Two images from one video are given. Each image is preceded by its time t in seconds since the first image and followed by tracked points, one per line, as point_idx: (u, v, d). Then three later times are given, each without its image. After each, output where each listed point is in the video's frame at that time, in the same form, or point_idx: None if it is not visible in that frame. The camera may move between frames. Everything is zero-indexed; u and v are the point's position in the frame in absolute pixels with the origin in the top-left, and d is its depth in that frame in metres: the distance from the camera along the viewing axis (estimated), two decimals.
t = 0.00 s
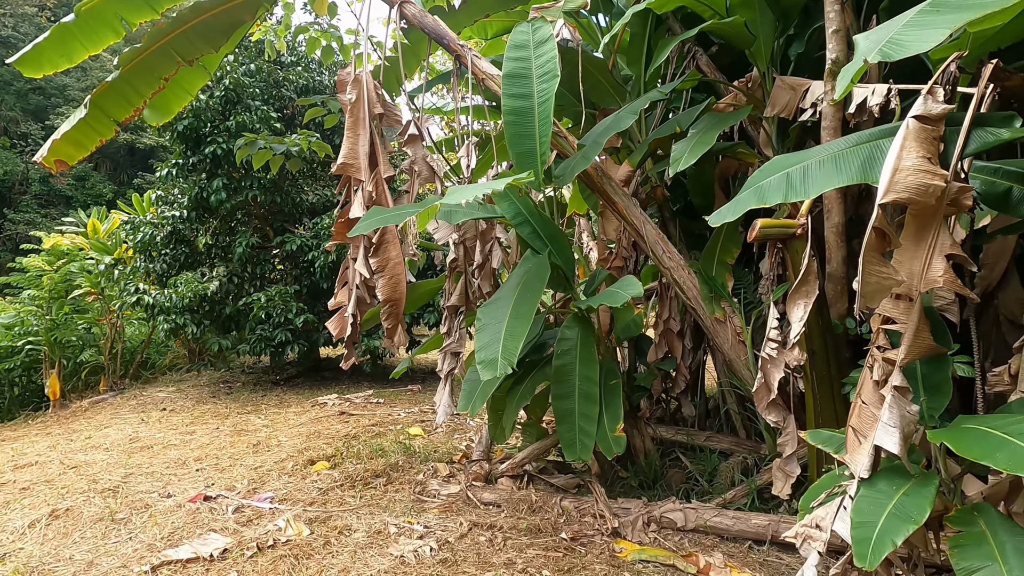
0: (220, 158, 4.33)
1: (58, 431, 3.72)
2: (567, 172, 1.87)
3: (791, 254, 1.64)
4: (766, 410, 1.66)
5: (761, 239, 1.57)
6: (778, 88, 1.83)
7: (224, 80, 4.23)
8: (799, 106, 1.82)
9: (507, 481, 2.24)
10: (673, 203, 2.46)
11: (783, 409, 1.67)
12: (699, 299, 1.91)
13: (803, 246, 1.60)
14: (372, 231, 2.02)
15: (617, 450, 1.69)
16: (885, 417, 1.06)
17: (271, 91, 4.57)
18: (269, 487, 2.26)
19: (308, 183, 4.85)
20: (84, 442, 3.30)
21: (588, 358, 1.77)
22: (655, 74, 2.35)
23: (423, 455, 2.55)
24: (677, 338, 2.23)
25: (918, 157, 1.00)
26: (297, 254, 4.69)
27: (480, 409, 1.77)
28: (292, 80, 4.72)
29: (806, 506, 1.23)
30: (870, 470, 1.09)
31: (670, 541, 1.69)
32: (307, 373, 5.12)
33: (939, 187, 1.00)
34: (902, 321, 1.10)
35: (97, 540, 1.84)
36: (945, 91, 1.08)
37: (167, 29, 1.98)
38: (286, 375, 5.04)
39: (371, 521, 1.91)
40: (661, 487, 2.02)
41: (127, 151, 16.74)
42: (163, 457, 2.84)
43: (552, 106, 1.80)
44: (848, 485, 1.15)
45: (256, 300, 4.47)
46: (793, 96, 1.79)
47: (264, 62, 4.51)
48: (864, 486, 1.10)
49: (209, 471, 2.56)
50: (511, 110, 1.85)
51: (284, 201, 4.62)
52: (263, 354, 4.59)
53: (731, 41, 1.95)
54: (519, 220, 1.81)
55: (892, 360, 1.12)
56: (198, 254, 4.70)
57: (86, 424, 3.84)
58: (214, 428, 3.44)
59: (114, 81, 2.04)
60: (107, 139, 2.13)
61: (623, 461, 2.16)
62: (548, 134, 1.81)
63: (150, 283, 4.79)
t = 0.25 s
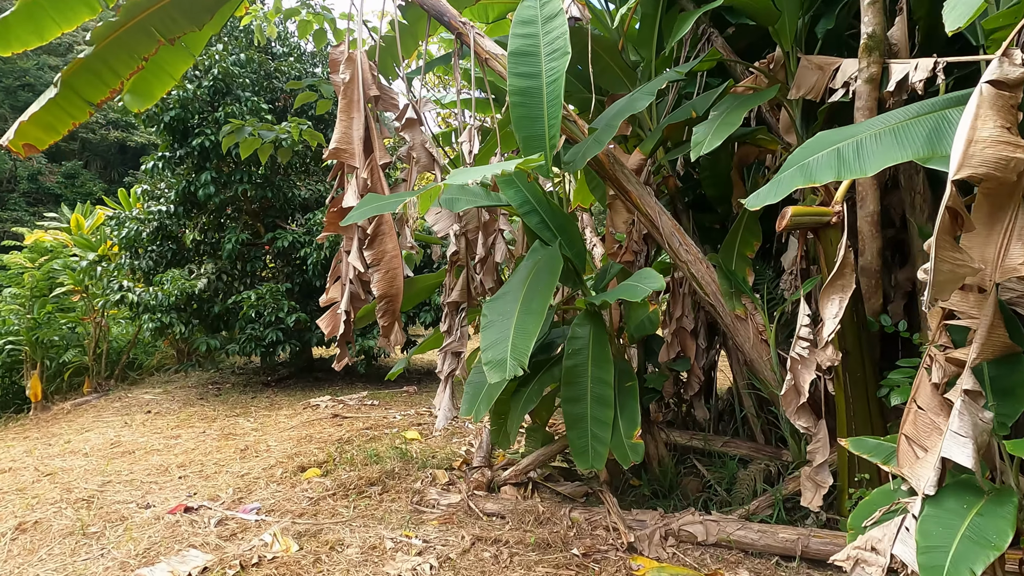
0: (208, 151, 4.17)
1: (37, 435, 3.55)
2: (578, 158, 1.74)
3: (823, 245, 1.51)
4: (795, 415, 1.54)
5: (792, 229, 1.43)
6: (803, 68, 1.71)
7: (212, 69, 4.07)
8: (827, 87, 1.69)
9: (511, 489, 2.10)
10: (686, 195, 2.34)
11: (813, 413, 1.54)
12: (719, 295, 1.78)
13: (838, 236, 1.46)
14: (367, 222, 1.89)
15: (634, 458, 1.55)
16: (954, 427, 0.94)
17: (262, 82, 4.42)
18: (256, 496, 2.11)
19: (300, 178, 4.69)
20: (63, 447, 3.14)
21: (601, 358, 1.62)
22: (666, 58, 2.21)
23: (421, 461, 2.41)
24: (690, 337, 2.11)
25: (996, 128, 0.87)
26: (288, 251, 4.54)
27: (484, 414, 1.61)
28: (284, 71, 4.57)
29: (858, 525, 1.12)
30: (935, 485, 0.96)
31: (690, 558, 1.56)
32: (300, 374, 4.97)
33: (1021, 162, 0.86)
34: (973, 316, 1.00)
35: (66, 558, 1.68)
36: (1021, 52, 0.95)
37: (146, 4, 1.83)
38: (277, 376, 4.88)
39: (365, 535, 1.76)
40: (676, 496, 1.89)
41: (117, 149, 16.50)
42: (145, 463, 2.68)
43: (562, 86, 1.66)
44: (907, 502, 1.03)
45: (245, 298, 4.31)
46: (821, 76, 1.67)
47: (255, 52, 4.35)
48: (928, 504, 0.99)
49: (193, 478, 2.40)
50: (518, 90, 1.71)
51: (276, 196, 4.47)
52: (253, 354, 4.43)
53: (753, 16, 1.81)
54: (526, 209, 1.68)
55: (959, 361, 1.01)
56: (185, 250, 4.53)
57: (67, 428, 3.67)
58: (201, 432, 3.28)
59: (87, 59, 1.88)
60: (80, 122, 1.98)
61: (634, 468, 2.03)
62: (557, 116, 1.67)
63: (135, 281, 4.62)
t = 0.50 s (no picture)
0: (206, 147, 4.07)
1: (30, 440, 3.45)
2: (597, 151, 1.62)
3: (862, 245, 1.40)
4: (831, 426, 1.45)
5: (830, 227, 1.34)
6: (836, 57, 1.61)
7: (211, 64, 3.96)
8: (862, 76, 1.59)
9: (522, 500, 2.00)
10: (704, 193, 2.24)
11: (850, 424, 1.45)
12: (745, 298, 1.69)
13: (880, 236, 1.37)
14: (373, 220, 1.79)
15: (659, 473, 1.45)
16: None
17: (262, 78, 4.32)
18: (255, 508, 2.01)
19: (301, 176, 4.59)
20: (56, 453, 3.04)
21: (623, 365, 1.52)
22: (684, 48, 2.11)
23: (427, 469, 2.31)
24: (710, 341, 2.02)
25: None
26: (288, 250, 4.44)
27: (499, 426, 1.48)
28: (285, 66, 4.47)
29: (919, 556, 1.12)
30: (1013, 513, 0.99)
31: None
32: (300, 376, 4.87)
33: None
34: None
35: None
36: None
37: None
38: (277, 378, 4.78)
39: (370, 552, 1.66)
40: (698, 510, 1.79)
41: (116, 148, 16.41)
42: (140, 471, 2.58)
43: (580, 75, 1.55)
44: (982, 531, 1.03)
45: (245, 299, 4.21)
46: (856, 65, 1.57)
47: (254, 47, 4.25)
48: (1006, 533, 0.99)
49: (189, 487, 2.30)
50: (533, 80, 1.61)
51: (276, 195, 4.37)
52: (252, 356, 4.33)
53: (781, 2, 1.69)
54: (541, 206, 1.57)
55: None
56: (183, 250, 4.43)
57: (61, 432, 3.57)
58: (198, 437, 3.18)
59: (76, 47, 1.78)
60: (70, 114, 1.87)
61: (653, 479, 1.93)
62: (575, 107, 1.57)
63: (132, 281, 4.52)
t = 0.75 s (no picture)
0: (215, 142, 3.98)
1: (37, 441, 3.38)
2: (635, 137, 1.50)
3: (931, 236, 1.29)
4: (898, 434, 1.33)
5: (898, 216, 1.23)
6: (892, 35, 1.49)
7: (219, 57, 3.87)
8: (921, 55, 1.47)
9: (550, 508, 1.90)
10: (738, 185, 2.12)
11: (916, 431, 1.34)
12: (794, 294, 1.57)
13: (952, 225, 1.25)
14: (394, 213, 1.69)
15: (709, 484, 1.33)
16: None
17: (271, 72, 4.23)
18: (269, 515, 1.91)
19: (310, 172, 4.51)
20: (63, 455, 2.96)
21: (666, 368, 1.41)
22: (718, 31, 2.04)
23: (447, 474, 2.21)
24: (748, 341, 1.91)
25: None
26: (298, 247, 4.35)
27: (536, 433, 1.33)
28: (294, 60, 4.38)
29: None
30: None
31: None
32: (310, 376, 4.78)
33: None
34: None
35: None
36: None
37: None
38: (286, 378, 4.70)
39: (393, 564, 1.56)
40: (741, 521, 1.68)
41: (124, 147, 16.42)
42: (149, 475, 2.50)
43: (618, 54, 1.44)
44: None
45: (254, 297, 4.13)
46: (915, 43, 1.45)
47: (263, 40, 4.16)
48: None
49: (200, 492, 2.22)
50: (567, 62, 1.51)
51: (285, 191, 4.28)
52: (262, 356, 4.24)
53: None
54: (577, 196, 1.47)
55: None
56: (192, 247, 4.35)
57: (68, 433, 3.50)
58: (208, 439, 3.10)
59: (81, 30, 1.68)
60: (73, 103, 1.77)
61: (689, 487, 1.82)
62: (612, 89, 1.46)
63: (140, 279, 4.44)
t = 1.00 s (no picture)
0: (239, 137, 3.94)
1: (63, 438, 3.37)
2: (695, 120, 1.39)
3: None
4: (994, 439, 1.26)
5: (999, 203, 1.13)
6: (976, 6, 1.35)
7: (243, 51, 3.83)
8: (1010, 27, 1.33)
9: (595, 514, 1.81)
10: (791, 174, 2.01)
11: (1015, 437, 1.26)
12: (866, 289, 1.46)
13: None
14: (433, 203, 1.60)
15: (786, 492, 1.24)
16: None
17: (294, 66, 4.19)
18: (303, 518, 1.85)
19: (333, 168, 4.46)
20: (90, 453, 2.93)
21: (732, 367, 1.31)
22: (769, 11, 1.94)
23: (483, 477, 2.13)
24: (805, 338, 1.80)
25: None
26: (322, 244, 4.31)
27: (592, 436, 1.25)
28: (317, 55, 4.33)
29: None
30: None
31: None
32: (332, 374, 4.74)
33: None
34: None
35: None
36: None
37: None
38: (309, 376, 4.66)
39: (436, 573, 1.48)
40: (805, 531, 1.57)
41: (145, 148, 16.62)
42: (177, 474, 2.45)
43: (680, 30, 1.35)
44: None
45: (278, 294, 4.09)
46: (1005, 15, 1.31)
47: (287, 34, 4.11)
48: None
49: (229, 493, 2.16)
50: (622, 41, 1.42)
51: (308, 186, 4.24)
52: (285, 353, 4.21)
53: None
54: (633, 181, 1.37)
55: None
56: (215, 244, 4.32)
57: (94, 430, 3.48)
58: (234, 437, 3.06)
59: (110, 14, 1.62)
60: (103, 90, 1.71)
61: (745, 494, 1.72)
62: (672, 67, 1.36)
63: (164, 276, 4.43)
